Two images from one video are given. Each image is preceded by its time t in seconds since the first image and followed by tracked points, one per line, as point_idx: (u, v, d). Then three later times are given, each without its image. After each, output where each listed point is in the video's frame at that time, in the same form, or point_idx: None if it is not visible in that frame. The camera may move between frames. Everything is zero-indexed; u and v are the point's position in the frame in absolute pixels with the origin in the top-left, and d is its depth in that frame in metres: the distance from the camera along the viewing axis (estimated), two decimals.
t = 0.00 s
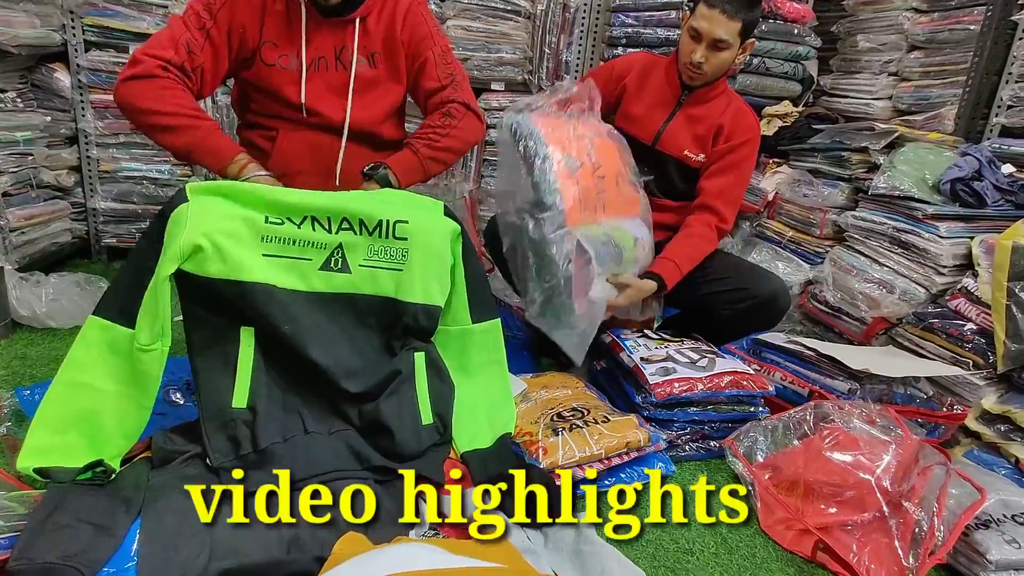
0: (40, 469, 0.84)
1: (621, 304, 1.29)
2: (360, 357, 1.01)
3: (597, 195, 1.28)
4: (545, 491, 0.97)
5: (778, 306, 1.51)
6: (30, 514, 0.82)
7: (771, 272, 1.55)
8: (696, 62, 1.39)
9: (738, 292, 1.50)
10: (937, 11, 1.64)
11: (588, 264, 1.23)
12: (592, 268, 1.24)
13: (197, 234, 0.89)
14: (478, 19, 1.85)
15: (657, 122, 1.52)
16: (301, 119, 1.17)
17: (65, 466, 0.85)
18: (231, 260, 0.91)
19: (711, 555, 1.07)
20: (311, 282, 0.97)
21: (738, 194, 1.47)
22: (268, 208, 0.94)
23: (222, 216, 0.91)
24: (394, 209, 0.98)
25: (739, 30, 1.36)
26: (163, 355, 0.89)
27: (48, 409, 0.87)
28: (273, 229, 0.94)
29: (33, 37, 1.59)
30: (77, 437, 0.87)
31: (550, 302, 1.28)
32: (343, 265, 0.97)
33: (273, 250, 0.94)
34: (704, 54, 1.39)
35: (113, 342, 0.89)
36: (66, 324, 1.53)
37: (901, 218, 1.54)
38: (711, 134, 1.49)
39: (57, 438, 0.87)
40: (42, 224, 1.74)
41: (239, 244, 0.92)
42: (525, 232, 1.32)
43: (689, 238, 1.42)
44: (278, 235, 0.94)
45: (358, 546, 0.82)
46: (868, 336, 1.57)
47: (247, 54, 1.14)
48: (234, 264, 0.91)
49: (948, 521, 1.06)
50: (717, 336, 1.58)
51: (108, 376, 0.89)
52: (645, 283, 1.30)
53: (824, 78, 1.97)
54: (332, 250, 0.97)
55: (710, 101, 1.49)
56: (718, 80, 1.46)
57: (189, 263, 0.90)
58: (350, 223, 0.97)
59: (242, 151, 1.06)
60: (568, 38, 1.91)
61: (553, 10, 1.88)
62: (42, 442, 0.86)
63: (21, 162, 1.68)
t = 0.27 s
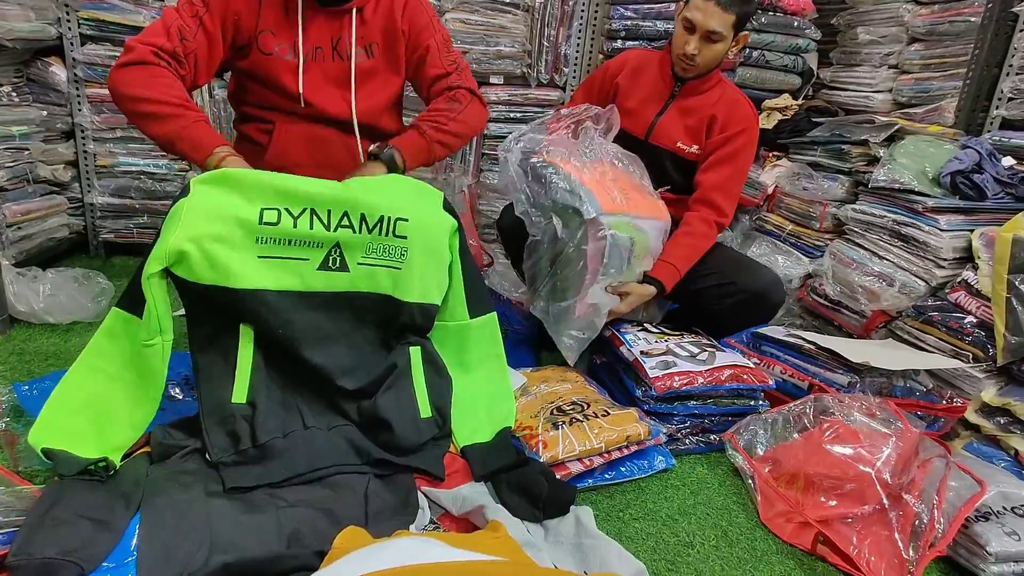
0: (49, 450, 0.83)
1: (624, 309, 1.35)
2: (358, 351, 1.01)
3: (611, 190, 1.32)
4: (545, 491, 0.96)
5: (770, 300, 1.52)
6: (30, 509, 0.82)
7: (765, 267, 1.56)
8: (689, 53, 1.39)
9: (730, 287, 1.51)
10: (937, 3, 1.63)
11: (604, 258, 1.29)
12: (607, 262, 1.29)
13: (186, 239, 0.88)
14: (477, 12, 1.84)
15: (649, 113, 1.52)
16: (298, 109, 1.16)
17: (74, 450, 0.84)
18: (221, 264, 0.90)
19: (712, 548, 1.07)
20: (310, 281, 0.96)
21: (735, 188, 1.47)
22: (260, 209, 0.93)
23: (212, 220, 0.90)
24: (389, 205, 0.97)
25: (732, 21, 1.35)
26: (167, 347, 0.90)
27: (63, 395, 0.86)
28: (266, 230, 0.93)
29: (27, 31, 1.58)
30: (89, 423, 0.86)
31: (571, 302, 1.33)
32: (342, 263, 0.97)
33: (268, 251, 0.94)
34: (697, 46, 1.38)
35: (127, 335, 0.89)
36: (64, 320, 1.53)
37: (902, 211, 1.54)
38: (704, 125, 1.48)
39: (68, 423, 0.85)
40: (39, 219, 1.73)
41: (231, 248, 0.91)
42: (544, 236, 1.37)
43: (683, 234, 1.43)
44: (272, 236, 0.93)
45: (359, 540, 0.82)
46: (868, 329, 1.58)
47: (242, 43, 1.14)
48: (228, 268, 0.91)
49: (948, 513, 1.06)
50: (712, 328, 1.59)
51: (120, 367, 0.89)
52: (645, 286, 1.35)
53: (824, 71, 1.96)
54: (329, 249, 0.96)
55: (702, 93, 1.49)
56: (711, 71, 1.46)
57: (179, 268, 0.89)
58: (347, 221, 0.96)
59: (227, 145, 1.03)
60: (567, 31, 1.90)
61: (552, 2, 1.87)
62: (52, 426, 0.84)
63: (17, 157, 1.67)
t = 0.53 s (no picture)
0: (39, 447, 0.82)
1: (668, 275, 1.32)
2: (356, 343, 1.00)
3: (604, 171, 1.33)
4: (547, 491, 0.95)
5: (787, 289, 1.49)
6: (25, 501, 0.81)
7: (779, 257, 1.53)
8: (684, 46, 1.37)
9: (745, 275, 1.48)
10: None
11: (628, 239, 1.27)
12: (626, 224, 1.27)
13: (180, 234, 0.86)
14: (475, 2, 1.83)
15: (648, 105, 1.50)
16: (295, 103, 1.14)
17: (65, 446, 0.83)
18: (215, 258, 0.89)
19: (712, 539, 1.06)
20: (301, 273, 0.95)
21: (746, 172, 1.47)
22: (254, 201, 0.91)
23: (206, 214, 0.88)
24: (384, 202, 0.95)
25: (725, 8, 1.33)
26: (159, 341, 0.88)
27: (53, 391, 0.85)
28: (261, 221, 0.92)
29: (20, 21, 1.56)
30: (80, 419, 0.86)
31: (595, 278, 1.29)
32: (331, 254, 0.97)
33: (261, 243, 0.93)
34: (692, 37, 1.36)
35: (118, 328, 0.88)
36: (59, 313, 1.52)
37: (902, 201, 1.54)
38: (706, 114, 1.47)
39: (58, 419, 0.84)
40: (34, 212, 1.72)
41: (225, 241, 0.90)
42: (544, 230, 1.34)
43: (700, 221, 1.43)
44: (266, 227, 0.93)
45: (358, 531, 0.81)
46: (868, 321, 1.57)
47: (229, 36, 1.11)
48: (221, 259, 0.90)
49: (948, 503, 1.06)
50: (719, 321, 1.58)
51: (112, 361, 0.88)
52: (685, 251, 1.34)
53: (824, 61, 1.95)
54: (321, 238, 0.96)
55: (700, 79, 1.47)
56: (706, 59, 1.45)
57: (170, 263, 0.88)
58: (340, 209, 0.96)
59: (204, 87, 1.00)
60: (566, 21, 1.89)
61: None
62: (43, 421, 0.84)
63: (11, 149, 1.66)
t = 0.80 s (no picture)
0: (28, 446, 0.82)
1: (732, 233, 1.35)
2: (350, 335, 0.99)
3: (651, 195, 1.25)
4: (545, 490, 0.93)
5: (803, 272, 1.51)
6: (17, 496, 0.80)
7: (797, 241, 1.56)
8: (686, 44, 1.35)
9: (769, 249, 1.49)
10: None
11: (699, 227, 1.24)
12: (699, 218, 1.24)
13: (172, 225, 0.86)
14: None
15: (649, 103, 1.47)
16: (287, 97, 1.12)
17: (54, 443, 0.83)
18: (208, 250, 0.88)
19: (711, 531, 1.06)
20: (296, 266, 0.94)
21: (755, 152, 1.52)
22: (247, 191, 0.90)
23: (199, 204, 0.87)
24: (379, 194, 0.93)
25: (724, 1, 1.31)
26: (149, 336, 0.88)
27: (40, 388, 0.85)
28: (253, 213, 0.91)
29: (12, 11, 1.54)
30: (70, 416, 0.85)
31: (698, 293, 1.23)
32: (326, 248, 0.96)
33: (255, 236, 0.92)
34: (694, 35, 1.34)
35: (108, 325, 0.87)
36: (53, 307, 1.51)
37: (901, 193, 1.53)
38: (709, 104, 1.48)
39: (47, 417, 0.84)
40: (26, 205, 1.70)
41: (218, 233, 0.89)
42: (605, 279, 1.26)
43: (728, 196, 1.47)
44: (258, 219, 0.91)
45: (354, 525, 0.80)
46: (866, 313, 1.57)
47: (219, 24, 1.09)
48: (214, 253, 0.89)
49: (947, 494, 1.06)
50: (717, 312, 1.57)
51: (101, 357, 0.87)
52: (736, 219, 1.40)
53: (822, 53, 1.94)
54: (314, 233, 0.94)
55: (695, 72, 1.47)
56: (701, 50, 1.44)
57: (162, 255, 0.87)
58: (333, 204, 0.94)
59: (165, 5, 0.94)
60: (563, 12, 1.88)
61: None
62: (30, 418, 0.83)
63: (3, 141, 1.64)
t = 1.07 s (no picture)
0: (21, 440, 0.81)
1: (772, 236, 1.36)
2: (345, 328, 0.98)
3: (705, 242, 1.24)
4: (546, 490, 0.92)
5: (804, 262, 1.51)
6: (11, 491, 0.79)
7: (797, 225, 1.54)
8: (688, 47, 1.32)
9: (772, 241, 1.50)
10: None
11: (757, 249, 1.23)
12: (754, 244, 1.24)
13: (166, 217, 0.84)
14: None
15: (651, 106, 1.44)
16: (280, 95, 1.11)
17: (49, 437, 0.82)
18: (204, 242, 0.87)
19: (710, 524, 1.05)
20: (292, 256, 0.93)
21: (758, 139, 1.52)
22: (241, 180, 0.89)
23: (193, 195, 0.86)
24: (374, 182, 0.92)
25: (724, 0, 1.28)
26: (143, 329, 0.86)
27: (34, 382, 0.84)
28: (247, 203, 0.90)
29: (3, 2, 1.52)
30: (64, 410, 0.84)
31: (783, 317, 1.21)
32: (322, 236, 0.95)
33: (250, 225, 0.90)
34: (696, 37, 1.31)
35: (101, 319, 0.86)
36: (47, 302, 1.49)
37: (900, 185, 1.52)
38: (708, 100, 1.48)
39: (41, 411, 0.83)
40: (19, 199, 1.69)
41: (213, 225, 0.88)
42: (684, 323, 1.22)
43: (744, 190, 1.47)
44: (253, 209, 0.90)
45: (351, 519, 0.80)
46: (865, 306, 1.57)
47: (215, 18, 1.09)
48: (209, 245, 0.88)
49: (946, 486, 1.06)
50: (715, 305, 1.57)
51: (94, 350, 0.86)
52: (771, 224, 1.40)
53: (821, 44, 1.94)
54: (311, 220, 0.94)
55: (692, 71, 1.45)
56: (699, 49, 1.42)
57: (156, 247, 0.86)
58: (329, 189, 0.93)
59: None
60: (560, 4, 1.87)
61: None
62: (24, 413, 0.82)
63: None
